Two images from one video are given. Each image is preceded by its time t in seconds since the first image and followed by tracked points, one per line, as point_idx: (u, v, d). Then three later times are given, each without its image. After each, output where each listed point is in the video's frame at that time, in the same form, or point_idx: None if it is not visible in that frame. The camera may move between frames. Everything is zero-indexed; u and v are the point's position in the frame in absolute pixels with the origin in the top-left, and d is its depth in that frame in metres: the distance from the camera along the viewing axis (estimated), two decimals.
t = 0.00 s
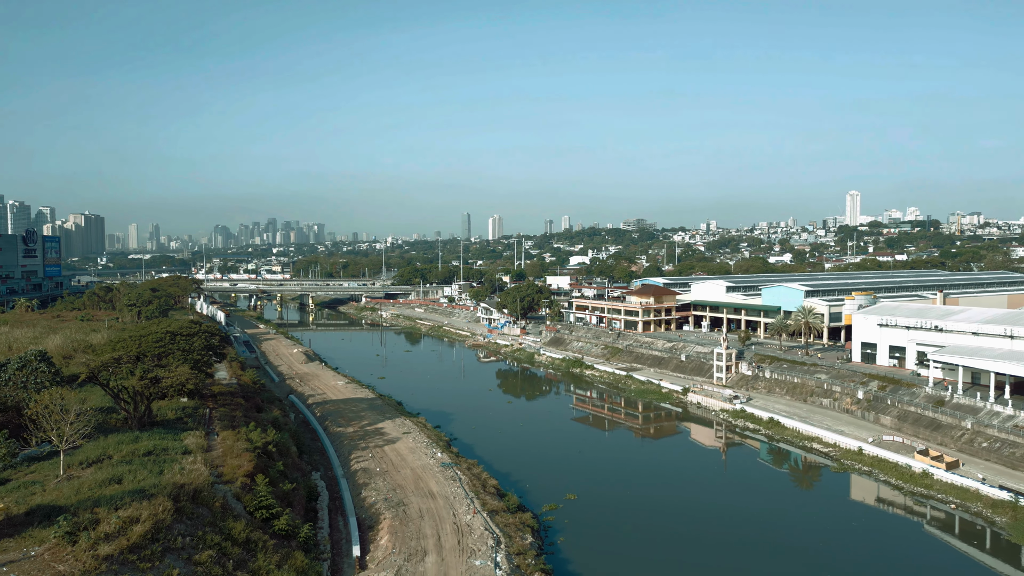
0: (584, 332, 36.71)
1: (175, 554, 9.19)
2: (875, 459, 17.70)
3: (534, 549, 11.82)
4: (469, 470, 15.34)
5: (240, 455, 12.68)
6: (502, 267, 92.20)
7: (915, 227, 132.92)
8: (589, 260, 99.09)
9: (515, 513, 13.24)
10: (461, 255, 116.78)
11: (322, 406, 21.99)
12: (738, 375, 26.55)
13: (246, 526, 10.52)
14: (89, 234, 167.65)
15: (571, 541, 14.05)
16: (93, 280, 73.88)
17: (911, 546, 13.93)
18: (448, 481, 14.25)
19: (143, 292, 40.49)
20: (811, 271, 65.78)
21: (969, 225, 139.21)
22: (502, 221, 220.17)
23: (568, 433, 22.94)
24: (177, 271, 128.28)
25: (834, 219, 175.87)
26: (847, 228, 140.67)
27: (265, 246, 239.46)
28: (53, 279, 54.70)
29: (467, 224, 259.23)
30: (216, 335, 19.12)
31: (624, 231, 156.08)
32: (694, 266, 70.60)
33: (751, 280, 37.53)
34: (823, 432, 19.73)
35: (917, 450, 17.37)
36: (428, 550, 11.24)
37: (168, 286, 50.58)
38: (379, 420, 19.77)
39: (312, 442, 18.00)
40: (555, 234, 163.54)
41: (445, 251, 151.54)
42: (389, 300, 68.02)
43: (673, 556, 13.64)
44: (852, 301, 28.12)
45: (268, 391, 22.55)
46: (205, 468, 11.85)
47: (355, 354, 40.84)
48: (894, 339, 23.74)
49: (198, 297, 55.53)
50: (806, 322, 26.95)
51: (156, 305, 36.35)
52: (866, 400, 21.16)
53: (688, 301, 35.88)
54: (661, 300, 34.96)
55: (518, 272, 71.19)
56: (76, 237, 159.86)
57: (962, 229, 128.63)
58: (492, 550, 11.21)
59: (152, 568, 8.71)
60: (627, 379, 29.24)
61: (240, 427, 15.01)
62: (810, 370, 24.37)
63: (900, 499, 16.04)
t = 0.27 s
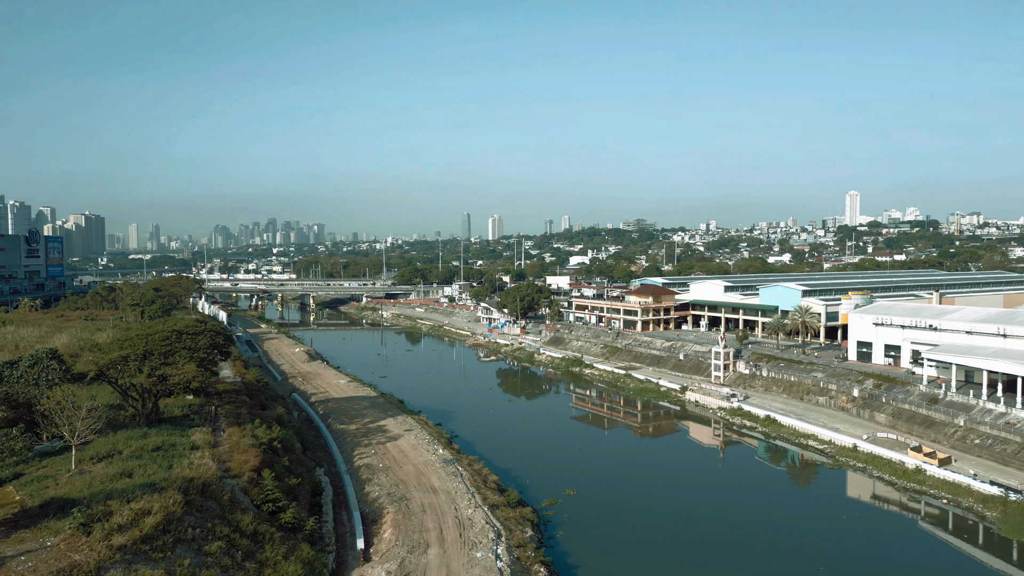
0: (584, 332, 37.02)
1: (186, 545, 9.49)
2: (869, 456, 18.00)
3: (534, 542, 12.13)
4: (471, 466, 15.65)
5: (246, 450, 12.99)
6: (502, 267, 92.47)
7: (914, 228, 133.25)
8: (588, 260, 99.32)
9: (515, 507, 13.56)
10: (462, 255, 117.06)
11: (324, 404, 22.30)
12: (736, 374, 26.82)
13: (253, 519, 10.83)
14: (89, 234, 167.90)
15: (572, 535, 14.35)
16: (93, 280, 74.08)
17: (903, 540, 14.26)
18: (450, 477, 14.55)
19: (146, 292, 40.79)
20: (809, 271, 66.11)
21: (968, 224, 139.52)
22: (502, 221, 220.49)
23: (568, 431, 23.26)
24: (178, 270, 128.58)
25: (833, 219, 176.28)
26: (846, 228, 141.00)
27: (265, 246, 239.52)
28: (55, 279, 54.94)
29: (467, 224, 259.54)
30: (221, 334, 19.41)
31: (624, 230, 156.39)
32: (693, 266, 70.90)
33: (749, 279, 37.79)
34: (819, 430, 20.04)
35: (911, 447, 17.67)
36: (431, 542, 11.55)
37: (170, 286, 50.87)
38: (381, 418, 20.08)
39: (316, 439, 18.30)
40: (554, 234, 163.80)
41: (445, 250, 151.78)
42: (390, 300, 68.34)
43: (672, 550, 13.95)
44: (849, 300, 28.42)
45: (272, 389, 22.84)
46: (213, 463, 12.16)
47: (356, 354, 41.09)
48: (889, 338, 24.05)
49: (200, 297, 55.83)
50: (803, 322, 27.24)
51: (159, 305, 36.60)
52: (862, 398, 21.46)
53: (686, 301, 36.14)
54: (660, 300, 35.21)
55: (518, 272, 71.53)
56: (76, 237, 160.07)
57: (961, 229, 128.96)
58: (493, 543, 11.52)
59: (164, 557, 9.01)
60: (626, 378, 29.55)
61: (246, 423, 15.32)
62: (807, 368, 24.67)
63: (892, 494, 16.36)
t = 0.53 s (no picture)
0: (583, 331, 37.32)
1: (196, 536, 9.78)
2: (863, 453, 18.31)
3: (534, 535, 12.43)
4: (471, 462, 15.95)
5: (252, 446, 13.29)
6: (502, 267, 92.75)
7: (913, 228, 133.57)
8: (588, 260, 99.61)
9: (515, 502, 13.86)
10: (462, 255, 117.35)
11: (327, 402, 22.61)
12: (734, 372, 27.14)
13: (260, 512, 11.13)
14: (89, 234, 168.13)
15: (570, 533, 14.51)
16: (96, 280, 74.45)
17: (896, 532, 14.61)
18: (451, 472, 14.85)
19: (149, 291, 41.09)
20: (808, 271, 66.42)
21: (967, 224, 139.86)
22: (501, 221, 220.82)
23: (567, 429, 23.58)
24: (179, 270, 128.89)
25: (832, 219, 176.72)
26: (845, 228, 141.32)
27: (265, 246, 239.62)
28: (58, 279, 55.26)
29: (467, 224, 259.87)
30: (226, 332, 19.69)
31: (624, 231, 156.70)
32: (693, 266, 71.20)
33: (747, 279, 38.08)
34: (814, 427, 20.34)
35: (904, 443, 17.98)
36: (433, 535, 11.85)
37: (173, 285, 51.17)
38: (383, 416, 20.38)
39: (319, 436, 18.58)
40: (554, 234, 164.09)
41: (444, 250, 152.03)
42: (391, 300, 68.65)
43: (670, 546, 14.12)
44: (845, 300, 28.70)
45: (275, 388, 23.13)
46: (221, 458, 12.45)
47: (357, 353, 41.38)
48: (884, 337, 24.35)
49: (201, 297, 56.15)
50: (799, 321, 27.53)
51: (162, 304, 36.94)
52: (857, 396, 21.76)
53: (685, 300, 36.43)
54: (659, 300, 35.52)
55: (519, 272, 71.83)
56: (77, 237, 160.28)
57: (960, 229, 129.28)
58: (494, 535, 11.83)
59: (175, 548, 9.31)
60: (625, 376, 29.85)
61: (251, 420, 15.61)
62: (803, 367, 24.98)
63: (886, 490, 16.67)
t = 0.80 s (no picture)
0: (583, 330, 37.62)
1: (206, 528, 10.09)
2: (858, 449, 18.61)
3: (534, 528, 12.73)
4: (472, 458, 16.25)
5: (258, 442, 13.59)
6: (502, 267, 93.03)
7: (912, 228, 133.89)
8: (587, 260, 99.94)
9: (516, 497, 14.16)
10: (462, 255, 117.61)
11: (329, 400, 22.91)
12: (731, 371, 27.44)
13: (267, 506, 11.43)
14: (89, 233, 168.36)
15: (572, 533, 14.47)
16: (97, 280, 74.76)
17: (889, 526, 14.92)
18: (453, 468, 15.15)
19: (152, 291, 41.38)
20: (807, 270, 66.74)
21: (966, 224, 140.21)
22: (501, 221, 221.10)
23: (567, 427, 23.91)
24: (180, 270, 129.20)
25: (832, 219, 177.01)
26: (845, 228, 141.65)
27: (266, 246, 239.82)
28: (60, 279, 55.54)
29: (467, 224, 260.13)
30: (230, 331, 19.98)
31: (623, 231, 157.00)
32: (692, 266, 71.50)
33: (745, 279, 38.38)
34: (810, 424, 20.64)
35: (898, 440, 18.29)
36: (435, 528, 12.16)
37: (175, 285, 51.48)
38: (385, 413, 20.68)
39: (322, 433, 18.88)
40: (554, 234, 164.37)
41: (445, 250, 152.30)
42: (391, 299, 68.94)
43: (673, 545, 14.05)
44: (842, 299, 29.01)
45: (278, 386, 23.43)
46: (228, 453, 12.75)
47: (359, 353, 41.66)
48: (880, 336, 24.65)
49: (203, 296, 56.44)
50: (796, 320, 27.82)
51: (165, 304, 37.25)
52: (852, 394, 22.06)
53: (683, 300, 36.74)
54: (658, 300, 35.83)
55: (518, 272, 72.16)
56: (77, 237, 160.46)
57: (959, 228, 129.57)
58: (494, 528, 12.14)
59: (186, 539, 9.61)
60: (624, 375, 30.14)
61: (256, 417, 15.90)
62: (800, 365, 25.27)
63: (879, 485, 16.98)
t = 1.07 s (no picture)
0: (582, 330, 37.93)
1: (215, 520, 10.39)
2: (853, 446, 18.91)
3: (533, 522, 13.03)
4: (473, 454, 16.54)
5: (263, 439, 13.88)
6: (502, 267, 93.27)
7: (911, 228, 134.13)
8: (587, 260, 100.21)
9: (516, 491, 14.46)
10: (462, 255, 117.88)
11: (332, 398, 23.22)
12: (729, 369, 27.74)
13: (273, 499, 11.74)
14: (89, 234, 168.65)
15: (574, 533, 14.55)
16: (99, 280, 75.02)
17: (882, 520, 15.23)
18: (454, 464, 15.44)
19: (154, 291, 41.66)
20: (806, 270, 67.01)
21: (965, 224, 140.50)
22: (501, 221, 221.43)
23: (567, 425, 24.23)
24: (181, 270, 129.48)
25: (831, 219, 177.37)
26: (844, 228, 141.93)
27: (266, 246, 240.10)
28: (63, 279, 55.80)
29: (467, 224, 260.43)
30: (235, 329, 20.25)
31: (623, 231, 157.28)
32: (691, 266, 71.76)
33: (743, 279, 38.70)
34: (806, 422, 20.94)
35: (892, 437, 18.59)
36: (437, 521, 12.45)
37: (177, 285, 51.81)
38: (387, 411, 20.99)
39: (325, 430, 19.18)
40: (554, 234, 164.67)
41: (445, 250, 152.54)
42: (392, 299, 69.25)
43: (674, 545, 14.10)
44: (839, 298, 29.31)
45: (281, 384, 23.71)
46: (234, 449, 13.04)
47: (360, 352, 41.93)
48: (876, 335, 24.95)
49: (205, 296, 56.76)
50: (793, 319, 28.10)
51: (168, 303, 37.54)
52: (848, 392, 22.35)
53: (682, 300, 37.05)
54: (656, 299, 36.14)
55: (518, 272, 72.44)
56: (77, 237, 160.81)
57: (959, 228, 129.84)
58: (495, 521, 12.43)
59: (196, 530, 9.91)
60: (623, 373, 30.45)
61: (261, 414, 16.20)
62: (797, 364, 25.57)
63: (874, 481, 17.26)
